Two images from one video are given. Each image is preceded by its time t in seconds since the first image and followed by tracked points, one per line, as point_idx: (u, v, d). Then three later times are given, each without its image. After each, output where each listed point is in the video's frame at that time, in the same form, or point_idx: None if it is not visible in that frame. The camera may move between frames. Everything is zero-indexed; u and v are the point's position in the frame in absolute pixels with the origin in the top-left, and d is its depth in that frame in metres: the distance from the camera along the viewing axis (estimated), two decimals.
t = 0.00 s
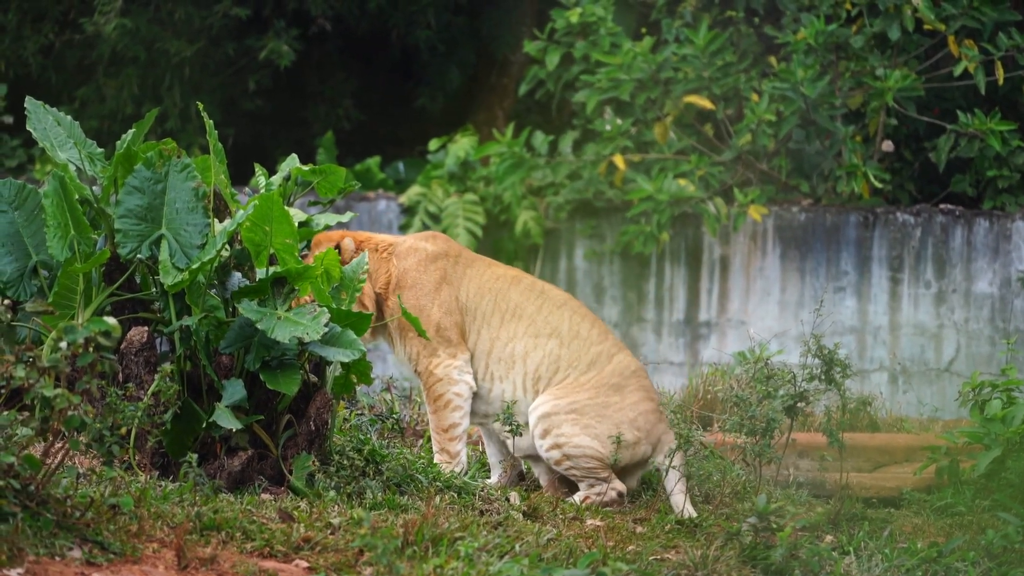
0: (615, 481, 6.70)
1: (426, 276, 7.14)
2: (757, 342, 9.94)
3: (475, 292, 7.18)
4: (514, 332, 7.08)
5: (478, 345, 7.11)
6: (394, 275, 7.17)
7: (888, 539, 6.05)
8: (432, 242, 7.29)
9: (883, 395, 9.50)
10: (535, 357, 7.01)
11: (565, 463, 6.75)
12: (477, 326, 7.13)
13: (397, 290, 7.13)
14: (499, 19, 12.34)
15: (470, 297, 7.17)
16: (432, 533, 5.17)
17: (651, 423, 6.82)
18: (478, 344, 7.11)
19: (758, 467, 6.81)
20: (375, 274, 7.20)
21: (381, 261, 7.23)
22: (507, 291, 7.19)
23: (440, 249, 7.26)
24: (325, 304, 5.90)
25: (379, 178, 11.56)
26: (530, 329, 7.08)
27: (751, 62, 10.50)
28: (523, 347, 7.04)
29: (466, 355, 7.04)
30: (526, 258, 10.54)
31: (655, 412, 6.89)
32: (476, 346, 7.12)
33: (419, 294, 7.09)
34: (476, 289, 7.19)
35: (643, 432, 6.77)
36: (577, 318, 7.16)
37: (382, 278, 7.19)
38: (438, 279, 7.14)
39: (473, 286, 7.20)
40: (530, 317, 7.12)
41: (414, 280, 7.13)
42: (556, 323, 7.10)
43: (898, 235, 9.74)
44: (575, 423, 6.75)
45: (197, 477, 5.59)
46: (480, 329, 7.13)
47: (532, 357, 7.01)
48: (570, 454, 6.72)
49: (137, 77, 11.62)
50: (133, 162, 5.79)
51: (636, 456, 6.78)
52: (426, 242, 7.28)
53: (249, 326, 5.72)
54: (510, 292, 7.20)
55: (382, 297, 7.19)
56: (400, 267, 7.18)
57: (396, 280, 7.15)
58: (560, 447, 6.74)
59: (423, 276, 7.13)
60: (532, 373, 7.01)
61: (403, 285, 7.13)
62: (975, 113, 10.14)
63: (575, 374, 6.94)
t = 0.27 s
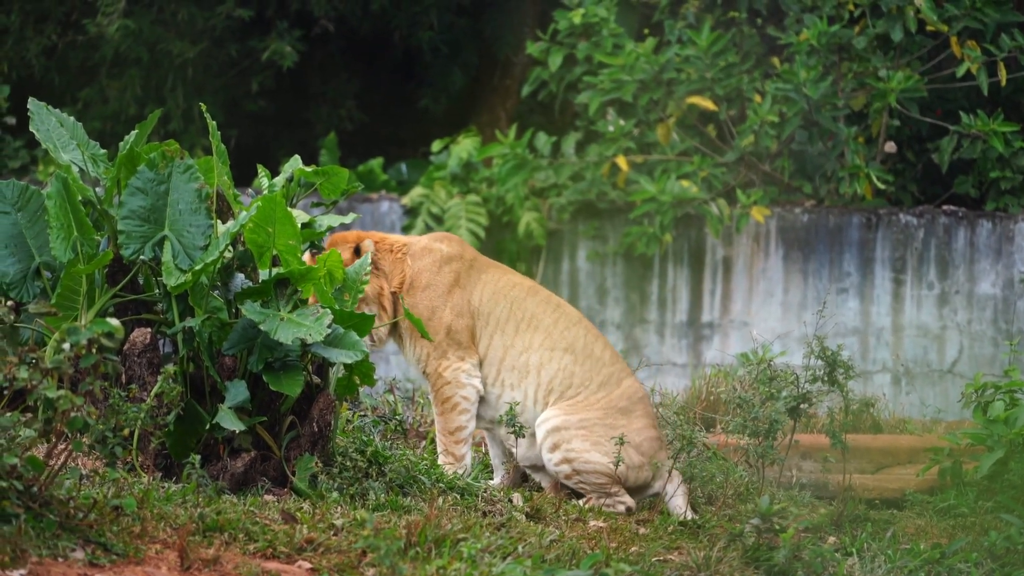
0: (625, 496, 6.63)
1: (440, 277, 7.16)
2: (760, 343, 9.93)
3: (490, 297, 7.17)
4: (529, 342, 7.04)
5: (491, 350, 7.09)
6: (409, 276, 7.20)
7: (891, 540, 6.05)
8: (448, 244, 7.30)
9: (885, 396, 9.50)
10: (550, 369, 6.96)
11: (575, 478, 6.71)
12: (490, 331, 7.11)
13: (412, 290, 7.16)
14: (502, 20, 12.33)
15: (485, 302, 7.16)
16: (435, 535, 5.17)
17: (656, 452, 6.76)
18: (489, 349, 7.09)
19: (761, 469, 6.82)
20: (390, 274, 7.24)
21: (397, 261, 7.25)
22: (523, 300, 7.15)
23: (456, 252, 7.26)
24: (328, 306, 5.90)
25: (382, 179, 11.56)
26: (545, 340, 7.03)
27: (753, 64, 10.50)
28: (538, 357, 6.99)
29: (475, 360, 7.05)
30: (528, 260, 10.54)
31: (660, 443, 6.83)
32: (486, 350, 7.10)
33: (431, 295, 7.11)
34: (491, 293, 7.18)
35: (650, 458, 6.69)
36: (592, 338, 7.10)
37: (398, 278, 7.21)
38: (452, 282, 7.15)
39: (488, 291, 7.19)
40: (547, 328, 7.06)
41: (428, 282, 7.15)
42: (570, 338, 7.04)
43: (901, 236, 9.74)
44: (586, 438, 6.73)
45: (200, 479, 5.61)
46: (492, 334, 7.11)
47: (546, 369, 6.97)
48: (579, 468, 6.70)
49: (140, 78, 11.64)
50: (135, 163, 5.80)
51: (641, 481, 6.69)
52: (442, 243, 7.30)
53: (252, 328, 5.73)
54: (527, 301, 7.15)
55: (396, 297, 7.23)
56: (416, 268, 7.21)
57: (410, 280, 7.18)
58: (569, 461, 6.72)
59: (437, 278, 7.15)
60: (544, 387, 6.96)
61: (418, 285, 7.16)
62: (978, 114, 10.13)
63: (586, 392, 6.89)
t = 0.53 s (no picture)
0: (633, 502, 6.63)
1: (467, 279, 7.20)
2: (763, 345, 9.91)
3: (513, 305, 7.20)
4: (548, 352, 7.06)
5: (509, 358, 7.11)
6: (437, 275, 7.23)
7: (894, 542, 6.05)
8: (476, 247, 7.34)
9: (888, 398, 9.46)
10: (567, 381, 6.98)
11: (587, 481, 6.67)
12: (510, 338, 7.13)
13: (439, 289, 7.19)
14: (506, 22, 12.35)
15: (507, 309, 7.19)
16: (438, 536, 5.17)
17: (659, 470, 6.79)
18: (508, 356, 7.11)
19: (764, 471, 6.82)
20: (417, 270, 7.25)
21: (426, 259, 7.28)
22: (546, 312, 7.18)
23: (483, 256, 7.31)
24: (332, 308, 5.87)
25: (385, 181, 11.57)
26: (565, 353, 7.05)
27: (757, 65, 10.50)
28: (557, 368, 7.01)
29: (491, 365, 7.07)
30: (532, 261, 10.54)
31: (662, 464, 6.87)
32: (505, 357, 7.12)
33: (457, 297, 7.13)
34: (515, 301, 7.22)
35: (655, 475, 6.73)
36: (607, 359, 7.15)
37: (426, 275, 7.24)
38: (478, 285, 7.19)
39: (511, 300, 7.22)
40: (567, 342, 7.09)
41: (455, 282, 7.18)
42: (589, 354, 7.09)
43: (904, 238, 9.73)
44: (600, 443, 6.72)
45: (204, 480, 5.61)
46: (513, 342, 7.13)
47: (564, 380, 6.98)
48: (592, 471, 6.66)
49: (143, 79, 11.65)
50: (139, 165, 5.81)
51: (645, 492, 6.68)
52: (470, 247, 7.35)
53: (256, 329, 5.73)
54: (549, 313, 7.19)
55: (421, 293, 7.22)
56: (444, 268, 7.23)
57: (438, 279, 7.21)
58: (583, 464, 6.69)
59: (464, 280, 7.19)
60: (558, 397, 6.96)
61: (445, 285, 7.19)
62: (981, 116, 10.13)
63: (598, 408, 6.92)
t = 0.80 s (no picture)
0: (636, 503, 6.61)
1: (487, 282, 7.18)
2: (767, 347, 9.92)
3: (531, 310, 7.21)
4: (564, 358, 7.08)
5: (526, 363, 7.14)
6: (459, 275, 7.16)
7: (898, 544, 6.04)
8: (495, 251, 7.33)
9: (892, 400, 9.42)
10: (582, 387, 7.00)
11: (595, 476, 6.71)
12: (527, 344, 7.16)
13: (461, 290, 7.12)
14: (511, 24, 12.35)
15: (525, 315, 7.20)
16: (442, 538, 5.17)
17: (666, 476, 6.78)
18: (525, 360, 7.14)
19: (768, 473, 6.82)
20: (441, 270, 7.15)
21: (449, 258, 7.19)
22: (563, 318, 7.19)
23: (502, 261, 7.30)
24: (335, 309, 5.90)
25: (389, 183, 11.57)
26: (580, 360, 7.08)
27: (761, 67, 10.49)
28: (572, 375, 7.03)
29: (504, 371, 7.09)
30: (535, 263, 10.53)
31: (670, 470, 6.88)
32: (522, 362, 7.15)
33: (478, 300, 7.11)
34: (532, 306, 7.22)
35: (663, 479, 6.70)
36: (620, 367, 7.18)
37: (450, 275, 7.15)
38: (498, 290, 7.18)
39: (528, 305, 7.23)
40: (581, 349, 7.12)
41: (476, 285, 7.15)
42: (603, 362, 7.12)
43: (908, 240, 9.73)
44: (611, 441, 6.76)
45: (208, 482, 5.60)
46: (530, 348, 7.15)
47: (578, 387, 7.00)
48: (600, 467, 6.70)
49: (147, 82, 11.67)
50: (143, 167, 5.81)
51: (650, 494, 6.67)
52: (490, 250, 7.33)
53: (260, 331, 5.72)
54: (565, 320, 7.20)
55: (443, 293, 7.13)
56: (466, 270, 7.18)
57: (461, 280, 7.14)
58: (594, 460, 6.73)
59: (485, 283, 7.17)
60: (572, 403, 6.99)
61: (467, 286, 7.13)
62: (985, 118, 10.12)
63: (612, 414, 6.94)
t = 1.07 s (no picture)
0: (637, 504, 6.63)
1: (506, 287, 7.17)
2: (771, 348, 9.91)
3: (547, 314, 7.21)
4: (580, 362, 7.08)
5: (543, 368, 7.12)
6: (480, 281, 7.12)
7: (902, 546, 6.03)
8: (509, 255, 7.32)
9: (897, 402, 9.43)
10: (598, 391, 7.00)
11: (604, 472, 6.74)
12: (543, 349, 7.14)
13: (482, 296, 7.09)
14: (514, 26, 12.46)
15: (541, 319, 7.19)
16: (446, 540, 5.17)
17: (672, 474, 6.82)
18: (542, 365, 7.13)
19: (771, 475, 6.82)
20: (463, 275, 7.09)
21: (468, 264, 7.13)
22: (578, 322, 7.20)
23: (517, 265, 7.30)
24: (339, 311, 5.91)
25: (392, 184, 11.58)
26: (597, 363, 7.09)
27: (765, 69, 10.49)
28: (589, 379, 7.03)
29: (519, 377, 7.09)
30: (539, 265, 10.54)
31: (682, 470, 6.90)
32: (539, 367, 7.13)
33: (500, 306, 7.09)
34: (548, 310, 7.22)
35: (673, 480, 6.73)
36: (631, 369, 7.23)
37: (472, 282, 7.10)
38: (517, 295, 7.18)
39: (544, 309, 7.23)
40: (596, 352, 7.12)
41: (497, 290, 7.13)
42: (618, 365, 7.15)
43: (912, 242, 9.72)
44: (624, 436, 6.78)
45: (211, 484, 5.61)
46: (547, 352, 7.14)
47: (596, 392, 7.00)
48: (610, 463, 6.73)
49: (151, 83, 11.69)
50: (147, 168, 5.80)
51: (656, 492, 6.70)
52: (506, 255, 7.32)
53: (264, 333, 5.74)
54: (579, 323, 7.21)
55: (466, 298, 7.09)
56: (486, 275, 7.16)
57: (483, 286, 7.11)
58: (606, 455, 6.75)
59: (504, 288, 7.16)
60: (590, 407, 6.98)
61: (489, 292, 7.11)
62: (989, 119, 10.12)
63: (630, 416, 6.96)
